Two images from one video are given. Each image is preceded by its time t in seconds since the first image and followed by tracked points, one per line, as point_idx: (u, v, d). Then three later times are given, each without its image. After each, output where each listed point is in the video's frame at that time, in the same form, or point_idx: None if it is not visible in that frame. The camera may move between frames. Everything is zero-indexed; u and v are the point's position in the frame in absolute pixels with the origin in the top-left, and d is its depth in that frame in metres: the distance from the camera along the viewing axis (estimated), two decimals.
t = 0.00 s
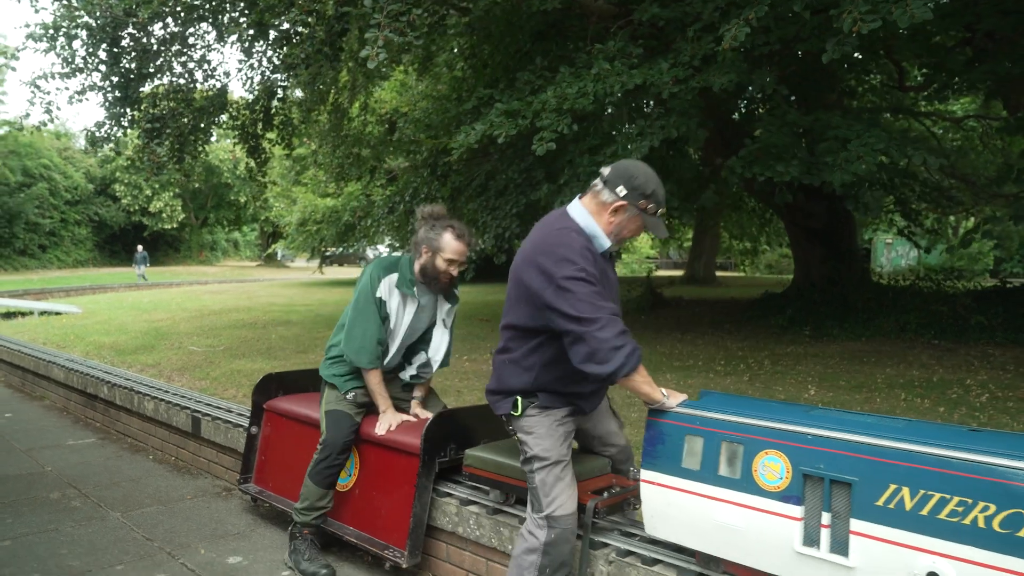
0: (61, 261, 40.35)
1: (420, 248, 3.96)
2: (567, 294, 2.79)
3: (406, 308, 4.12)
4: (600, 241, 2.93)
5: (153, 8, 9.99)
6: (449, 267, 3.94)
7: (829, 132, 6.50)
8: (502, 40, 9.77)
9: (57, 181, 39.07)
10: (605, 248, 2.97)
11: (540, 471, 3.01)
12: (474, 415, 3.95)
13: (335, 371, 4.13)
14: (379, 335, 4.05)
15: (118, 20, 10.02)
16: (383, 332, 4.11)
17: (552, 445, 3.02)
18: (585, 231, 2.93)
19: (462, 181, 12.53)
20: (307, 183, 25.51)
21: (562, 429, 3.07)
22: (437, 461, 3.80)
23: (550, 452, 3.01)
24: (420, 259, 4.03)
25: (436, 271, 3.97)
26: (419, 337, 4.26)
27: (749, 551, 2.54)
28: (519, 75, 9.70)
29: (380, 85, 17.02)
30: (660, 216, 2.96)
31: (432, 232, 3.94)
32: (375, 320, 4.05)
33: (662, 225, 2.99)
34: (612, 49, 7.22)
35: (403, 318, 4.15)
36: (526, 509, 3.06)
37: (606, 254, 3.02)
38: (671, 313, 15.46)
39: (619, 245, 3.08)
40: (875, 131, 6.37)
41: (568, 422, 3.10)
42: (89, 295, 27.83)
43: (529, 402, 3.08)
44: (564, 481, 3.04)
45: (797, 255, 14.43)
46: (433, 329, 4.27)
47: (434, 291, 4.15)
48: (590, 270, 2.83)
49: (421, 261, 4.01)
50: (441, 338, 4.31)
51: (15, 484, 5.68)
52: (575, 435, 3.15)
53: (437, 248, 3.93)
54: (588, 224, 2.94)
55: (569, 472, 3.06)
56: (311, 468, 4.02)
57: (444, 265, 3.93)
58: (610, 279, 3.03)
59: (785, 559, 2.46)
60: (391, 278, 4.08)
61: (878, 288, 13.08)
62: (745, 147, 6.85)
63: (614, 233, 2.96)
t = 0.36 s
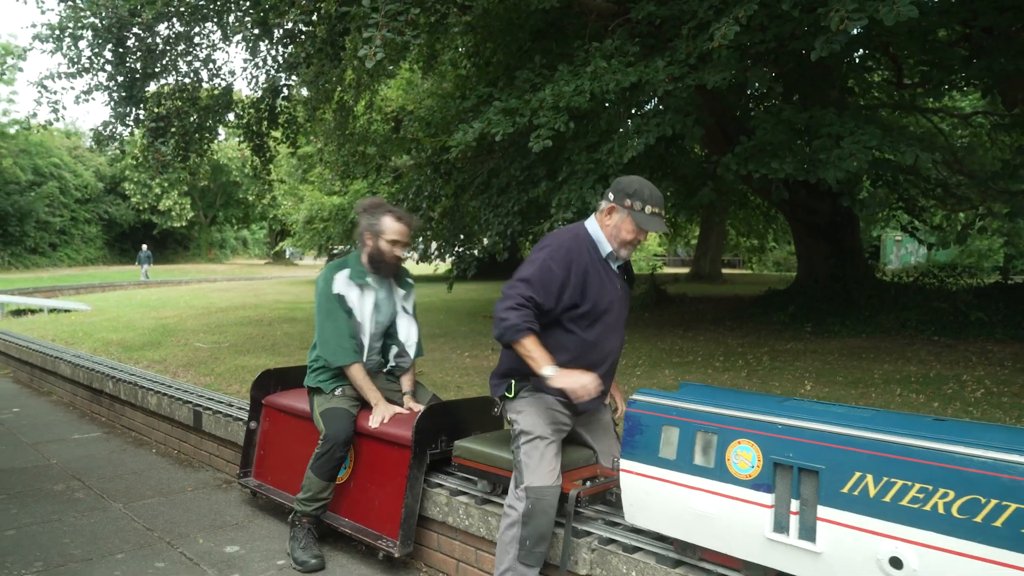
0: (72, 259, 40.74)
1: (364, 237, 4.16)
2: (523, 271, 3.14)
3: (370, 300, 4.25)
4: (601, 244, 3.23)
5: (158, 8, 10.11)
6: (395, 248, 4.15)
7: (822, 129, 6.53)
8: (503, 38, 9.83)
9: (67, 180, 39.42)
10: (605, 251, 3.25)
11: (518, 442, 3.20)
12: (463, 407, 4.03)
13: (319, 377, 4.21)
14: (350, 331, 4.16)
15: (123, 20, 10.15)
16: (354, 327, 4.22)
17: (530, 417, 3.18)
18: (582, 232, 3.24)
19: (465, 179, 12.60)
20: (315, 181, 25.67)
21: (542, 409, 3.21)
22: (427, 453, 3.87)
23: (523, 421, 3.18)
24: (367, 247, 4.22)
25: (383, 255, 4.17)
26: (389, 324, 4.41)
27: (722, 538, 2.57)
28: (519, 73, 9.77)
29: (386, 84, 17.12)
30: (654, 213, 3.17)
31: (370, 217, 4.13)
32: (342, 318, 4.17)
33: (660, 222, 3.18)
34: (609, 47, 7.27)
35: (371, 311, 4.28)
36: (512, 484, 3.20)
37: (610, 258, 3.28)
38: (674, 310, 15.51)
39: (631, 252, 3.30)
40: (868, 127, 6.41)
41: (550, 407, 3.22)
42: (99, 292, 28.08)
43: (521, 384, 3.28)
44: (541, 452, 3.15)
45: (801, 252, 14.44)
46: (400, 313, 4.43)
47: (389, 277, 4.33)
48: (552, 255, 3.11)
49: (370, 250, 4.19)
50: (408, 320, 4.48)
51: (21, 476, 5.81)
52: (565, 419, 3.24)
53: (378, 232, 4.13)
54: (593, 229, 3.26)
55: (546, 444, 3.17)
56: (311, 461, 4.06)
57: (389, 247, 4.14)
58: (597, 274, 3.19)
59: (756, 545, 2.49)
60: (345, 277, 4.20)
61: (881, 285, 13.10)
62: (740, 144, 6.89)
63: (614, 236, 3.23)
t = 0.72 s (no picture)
0: (80, 257, 41.02)
1: (293, 241, 4.47)
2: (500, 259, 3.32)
3: (316, 296, 4.49)
4: (578, 229, 3.37)
5: (163, 9, 10.22)
6: (321, 238, 4.46)
7: (818, 128, 6.58)
8: (505, 38, 9.90)
9: (75, 179, 39.68)
10: (582, 236, 3.37)
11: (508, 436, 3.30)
12: (455, 400, 4.12)
13: (298, 383, 4.34)
14: (308, 327, 4.36)
15: (129, 21, 10.27)
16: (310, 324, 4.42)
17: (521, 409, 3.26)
18: (558, 221, 3.38)
19: (468, 178, 12.68)
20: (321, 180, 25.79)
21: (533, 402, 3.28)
22: (420, 445, 3.96)
23: (513, 414, 3.28)
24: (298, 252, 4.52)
25: (311, 249, 4.46)
26: (342, 315, 4.63)
27: (702, 526, 2.62)
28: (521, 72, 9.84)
29: (391, 83, 17.21)
30: (616, 180, 3.31)
31: (292, 226, 4.50)
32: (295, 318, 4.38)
33: (624, 187, 3.31)
34: (607, 47, 7.33)
35: (322, 305, 4.51)
36: (502, 478, 3.29)
37: (588, 244, 3.40)
38: (677, 308, 15.56)
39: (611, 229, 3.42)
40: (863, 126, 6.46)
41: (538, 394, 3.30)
42: (107, 290, 28.30)
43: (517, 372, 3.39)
44: (527, 447, 3.23)
45: (804, 250, 14.47)
46: (348, 302, 4.66)
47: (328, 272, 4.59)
48: (525, 242, 3.27)
49: (299, 250, 4.49)
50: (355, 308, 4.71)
51: (27, 470, 5.92)
52: (558, 410, 3.32)
53: (303, 233, 4.47)
54: (569, 219, 3.41)
55: (534, 437, 3.25)
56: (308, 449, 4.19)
57: (316, 240, 4.44)
58: (573, 259, 3.30)
59: (734, 533, 2.53)
60: (289, 281, 4.46)
61: (883, 283, 13.11)
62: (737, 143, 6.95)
63: (590, 219, 3.36)
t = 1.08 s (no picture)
0: (85, 256, 41.28)
1: (285, 238, 4.63)
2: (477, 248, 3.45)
3: (306, 290, 4.64)
4: (555, 220, 3.49)
5: (165, 11, 10.35)
6: (312, 235, 4.62)
7: (808, 128, 6.68)
8: (503, 39, 10.01)
9: (80, 178, 39.90)
10: (559, 226, 3.49)
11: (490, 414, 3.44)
12: (444, 394, 4.23)
13: (289, 379, 4.47)
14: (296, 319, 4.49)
15: (131, 22, 10.41)
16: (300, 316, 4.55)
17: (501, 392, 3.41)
18: (535, 213, 3.50)
19: (468, 178, 12.78)
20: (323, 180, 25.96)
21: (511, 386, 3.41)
22: (409, 437, 4.07)
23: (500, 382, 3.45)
24: (289, 249, 4.68)
25: (303, 244, 4.61)
26: (330, 309, 4.79)
27: (676, 512, 2.71)
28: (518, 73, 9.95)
29: (393, 83, 17.33)
30: (587, 165, 3.45)
31: (285, 225, 4.67)
32: (286, 309, 4.50)
33: (594, 171, 3.46)
34: (601, 48, 7.43)
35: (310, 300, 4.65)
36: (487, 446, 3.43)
37: (566, 233, 3.51)
38: (676, 307, 15.66)
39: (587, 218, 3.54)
40: (852, 126, 6.55)
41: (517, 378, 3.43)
42: (112, 289, 28.52)
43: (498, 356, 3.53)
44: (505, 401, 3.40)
45: (802, 249, 14.55)
46: (336, 297, 4.83)
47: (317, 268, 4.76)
48: (500, 232, 3.38)
49: (291, 246, 4.65)
50: (343, 304, 4.88)
51: (31, 463, 6.05)
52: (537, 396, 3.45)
53: (294, 231, 4.64)
54: (546, 209, 3.53)
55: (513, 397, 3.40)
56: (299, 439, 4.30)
57: (308, 237, 4.61)
58: (548, 251, 3.41)
59: (706, 519, 2.63)
60: (280, 275, 4.60)
61: (880, 282, 13.19)
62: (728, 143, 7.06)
63: (565, 210, 3.48)
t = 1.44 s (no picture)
0: (89, 256, 41.50)
1: (307, 234, 4.78)
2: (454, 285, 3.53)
3: (312, 287, 4.75)
4: (531, 260, 3.55)
5: (164, 14, 10.47)
6: (334, 239, 4.74)
7: (797, 130, 6.77)
8: (499, 40, 10.10)
9: (83, 178, 40.09)
10: (535, 267, 3.55)
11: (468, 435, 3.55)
12: (433, 391, 4.33)
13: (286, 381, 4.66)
14: (278, 312, 4.58)
15: (132, 25, 10.52)
16: (297, 310, 4.66)
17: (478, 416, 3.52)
18: (513, 250, 3.56)
19: (467, 178, 12.88)
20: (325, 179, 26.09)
21: (483, 415, 3.52)
22: (398, 432, 4.17)
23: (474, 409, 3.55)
24: (310, 247, 4.80)
25: (321, 246, 4.72)
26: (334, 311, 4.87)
27: (650, 504, 2.81)
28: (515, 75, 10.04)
29: (394, 83, 17.44)
30: (572, 225, 3.44)
31: (312, 222, 4.83)
32: (285, 301, 4.63)
33: (579, 232, 3.44)
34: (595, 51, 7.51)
35: (311, 300, 4.73)
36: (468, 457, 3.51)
37: (541, 274, 3.57)
38: (674, 306, 15.75)
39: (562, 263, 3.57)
40: (841, 128, 6.63)
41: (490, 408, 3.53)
42: (115, 288, 28.70)
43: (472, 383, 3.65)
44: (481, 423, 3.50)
45: (799, 249, 14.62)
46: (342, 302, 4.92)
47: (331, 270, 4.86)
48: (476, 271, 3.47)
49: (311, 244, 4.77)
50: (349, 307, 4.95)
51: (32, 459, 6.17)
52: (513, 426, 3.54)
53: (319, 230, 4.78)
54: (523, 247, 3.59)
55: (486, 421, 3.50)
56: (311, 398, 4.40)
57: (329, 239, 4.73)
58: (523, 291, 3.50)
59: (677, 511, 2.72)
60: (290, 266, 4.72)
61: (876, 282, 13.26)
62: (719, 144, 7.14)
63: (542, 253, 3.52)
